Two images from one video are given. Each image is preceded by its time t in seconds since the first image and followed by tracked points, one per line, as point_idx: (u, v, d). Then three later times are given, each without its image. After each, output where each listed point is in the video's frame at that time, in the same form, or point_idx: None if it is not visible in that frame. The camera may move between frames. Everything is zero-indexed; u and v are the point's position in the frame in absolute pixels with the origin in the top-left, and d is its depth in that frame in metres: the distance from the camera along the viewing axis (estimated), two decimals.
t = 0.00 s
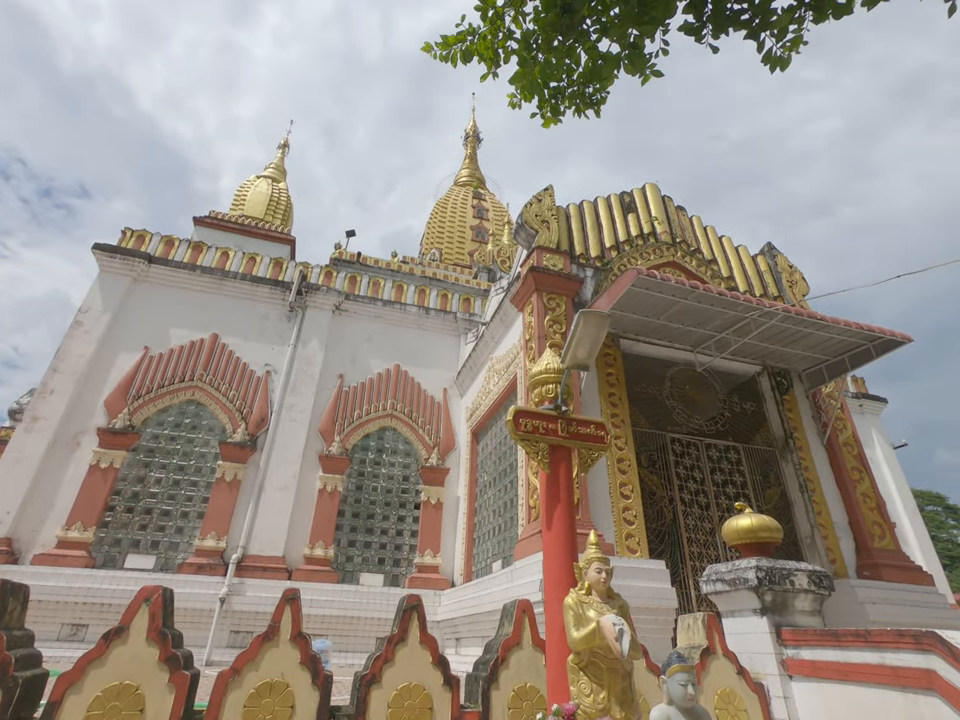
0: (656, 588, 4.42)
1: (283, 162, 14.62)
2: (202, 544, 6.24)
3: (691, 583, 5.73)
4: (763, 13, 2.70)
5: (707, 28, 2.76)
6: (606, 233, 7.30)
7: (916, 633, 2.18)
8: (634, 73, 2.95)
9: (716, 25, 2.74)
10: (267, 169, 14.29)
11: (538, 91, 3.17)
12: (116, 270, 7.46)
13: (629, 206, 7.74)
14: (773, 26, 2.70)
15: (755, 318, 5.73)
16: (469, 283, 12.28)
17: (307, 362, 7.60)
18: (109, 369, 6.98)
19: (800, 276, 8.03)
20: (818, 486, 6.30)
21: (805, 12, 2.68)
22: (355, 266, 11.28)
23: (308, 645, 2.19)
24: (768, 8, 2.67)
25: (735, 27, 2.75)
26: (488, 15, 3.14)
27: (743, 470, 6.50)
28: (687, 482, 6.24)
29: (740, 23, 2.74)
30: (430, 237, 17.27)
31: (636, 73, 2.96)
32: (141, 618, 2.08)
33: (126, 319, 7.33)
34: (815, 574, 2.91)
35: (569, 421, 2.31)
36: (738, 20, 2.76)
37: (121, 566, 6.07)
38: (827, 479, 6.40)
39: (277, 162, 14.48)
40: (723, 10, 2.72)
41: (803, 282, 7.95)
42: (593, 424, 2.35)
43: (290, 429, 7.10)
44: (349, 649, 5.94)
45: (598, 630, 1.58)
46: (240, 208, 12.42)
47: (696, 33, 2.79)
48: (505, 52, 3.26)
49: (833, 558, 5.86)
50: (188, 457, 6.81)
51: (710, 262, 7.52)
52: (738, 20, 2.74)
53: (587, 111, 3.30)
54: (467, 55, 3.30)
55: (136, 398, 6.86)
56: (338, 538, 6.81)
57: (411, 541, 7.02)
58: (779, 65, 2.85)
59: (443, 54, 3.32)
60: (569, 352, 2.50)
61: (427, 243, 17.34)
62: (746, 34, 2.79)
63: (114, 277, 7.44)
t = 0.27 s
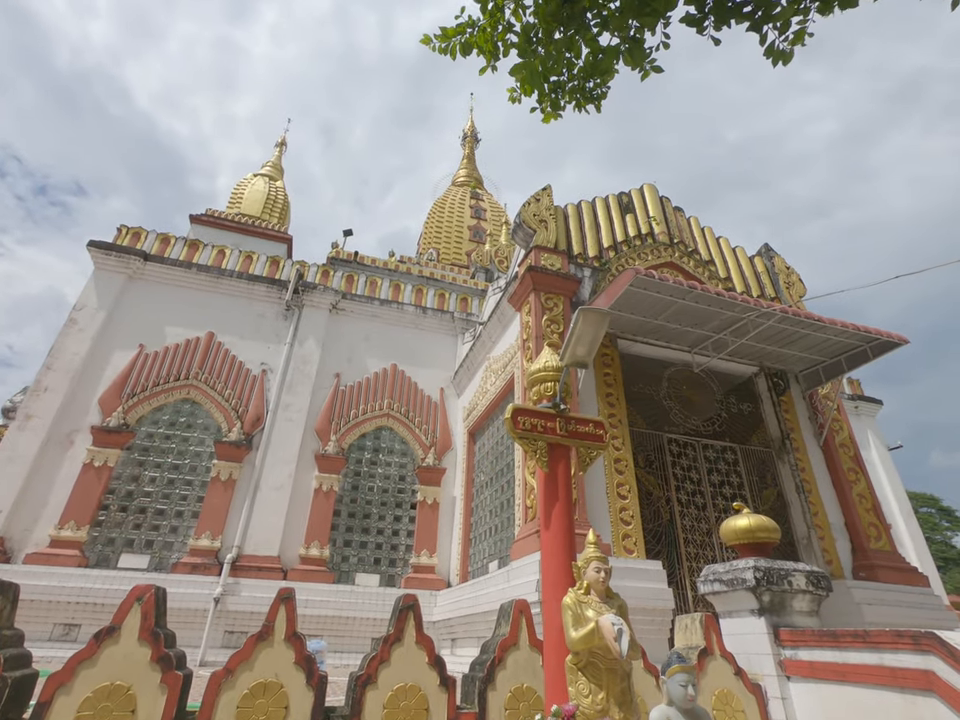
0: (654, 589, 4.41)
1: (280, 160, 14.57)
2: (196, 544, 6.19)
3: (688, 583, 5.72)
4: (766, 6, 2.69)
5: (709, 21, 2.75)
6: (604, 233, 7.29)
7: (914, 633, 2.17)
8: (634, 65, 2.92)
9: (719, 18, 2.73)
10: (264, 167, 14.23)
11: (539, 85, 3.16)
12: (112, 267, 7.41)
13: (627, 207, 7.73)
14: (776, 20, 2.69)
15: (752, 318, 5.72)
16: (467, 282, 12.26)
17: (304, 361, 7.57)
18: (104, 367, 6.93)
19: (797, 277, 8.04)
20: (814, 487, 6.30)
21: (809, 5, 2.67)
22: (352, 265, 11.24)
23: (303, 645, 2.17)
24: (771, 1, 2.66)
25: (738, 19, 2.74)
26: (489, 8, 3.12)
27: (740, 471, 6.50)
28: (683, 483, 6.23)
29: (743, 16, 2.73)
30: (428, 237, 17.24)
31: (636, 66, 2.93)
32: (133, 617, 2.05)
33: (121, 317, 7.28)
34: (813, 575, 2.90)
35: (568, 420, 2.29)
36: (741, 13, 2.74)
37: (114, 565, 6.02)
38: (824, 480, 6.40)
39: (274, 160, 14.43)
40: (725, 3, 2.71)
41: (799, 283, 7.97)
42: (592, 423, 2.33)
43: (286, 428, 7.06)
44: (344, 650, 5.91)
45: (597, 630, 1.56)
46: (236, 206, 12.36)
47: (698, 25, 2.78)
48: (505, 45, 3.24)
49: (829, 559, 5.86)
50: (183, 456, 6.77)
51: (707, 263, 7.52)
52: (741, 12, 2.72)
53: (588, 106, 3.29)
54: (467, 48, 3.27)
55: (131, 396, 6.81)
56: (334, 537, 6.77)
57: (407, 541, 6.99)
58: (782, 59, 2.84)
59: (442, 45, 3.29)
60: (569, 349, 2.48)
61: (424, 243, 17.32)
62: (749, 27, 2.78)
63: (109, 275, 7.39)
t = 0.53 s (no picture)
0: (651, 589, 4.40)
1: (278, 157, 14.52)
2: (191, 542, 6.15)
3: (684, 584, 5.71)
4: None
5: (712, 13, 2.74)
6: (603, 233, 7.28)
7: (913, 634, 2.17)
8: (635, 57, 2.90)
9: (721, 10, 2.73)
10: (262, 165, 14.18)
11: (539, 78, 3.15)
12: (108, 264, 7.37)
13: (625, 207, 7.71)
14: (780, 12, 2.69)
15: (750, 319, 5.71)
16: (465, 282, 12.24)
17: (301, 359, 7.55)
18: (99, 365, 6.89)
19: (795, 279, 8.05)
20: (811, 488, 6.29)
21: None
22: (350, 264, 11.21)
23: (298, 644, 2.15)
24: None
25: (741, 11, 2.73)
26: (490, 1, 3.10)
27: (737, 471, 6.50)
28: (681, 483, 6.23)
29: (745, 8, 2.73)
30: (426, 236, 17.22)
31: (637, 57, 2.91)
32: (125, 616, 2.02)
33: (117, 314, 7.24)
34: (811, 575, 2.89)
35: (566, 418, 2.28)
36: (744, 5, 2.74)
37: (108, 564, 5.98)
38: (821, 481, 6.40)
39: (272, 157, 14.38)
40: None
41: (797, 284, 7.98)
42: (591, 422, 2.32)
43: (282, 427, 7.03)
44: (339, 649, 5.89)
45: (595, 630, 1.55)
46: (234, 203, 12.32)
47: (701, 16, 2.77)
48: (505, 39, 3.22)
49: (826, 560, 5.86)
50: (178, 454, 6.73)
51: (705, 264, 7.52)
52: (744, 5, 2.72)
53: (588, 101, 3.29)
54: (467, 41, 3.25)
55: (126, 394, 6.77)
56: (330, 537, 6.74)
57: (404, 540, 6.97)
58: (786, 52, 2.84)
59: (442, 39, 3.28)
60: (566, 349, 2.41)
61: (423, 242, 17.30)
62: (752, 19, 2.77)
63: (105, 272, 7.34)
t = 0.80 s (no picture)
0: (646, 587, 4.39)
1: (275, 153, 14.44)
2: (185, 539, 6.12)
3: (680, 581, 5.71)
4: None
5: None
6: (600, 230, 7.26)
7: (910, 632, 2.16)
8: (637, 42, 2.87)
9: None
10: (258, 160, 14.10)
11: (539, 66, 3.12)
12: (101, 258, 7.30)
13: (623, 205, 7.68)
14: None
15: (747, 317, 5.71)
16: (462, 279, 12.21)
17: (296, 355, 7.51)
18: (92, 359, 6.83)
19: (792, 278, 8.06)
20: (806, 487, 6.29)
21: None
22: (347, 260, 11.16)
23: (292, 640, 2.13)
24: None
25: None
26: None
27: (733, 470, 6.51)
28: (677, 481, 6.23)
29: None
30: (423, 233, 17.17)
31: (639, 41, 2.88)
32: (116, 611, 2.00)
33: (111, 309, 7.18)
34: (807, 573, 2.89)
35: (564, 414, 2.26)
36: None
37: (101, 560, 5.93)
38: (816, 479, 6.41)
39: (269, 152, 14.30)
40: None
41: (794, 284, 7.99)
42: (589, 417, 2.30)
43: (277, 423, 6.99)
44: (334, 646, 5.87)
45: (593, 627, 1.54)
46: (230, 198, 12.25)
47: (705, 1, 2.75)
48: (506, 28, 3.20)
49: (821, 559, 5.87)
50: (173, 450, 6.69)
51: (703, 262, 7.52)
52: None
53: (589, 92, 3.27)
54: (467, 29, 3.23)
55: (120, 389, 6.72)
56: (324, 533, 6.71)
57: (399, 537, 6.94)
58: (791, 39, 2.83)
59: (442, 27, 3.25)
60: (565, 344, 2.40)
61: (419, 239, 17.25)
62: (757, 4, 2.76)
63: (99, 266, 7.28)
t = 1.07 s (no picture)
0: (643, 583, 4.39)
1: (272, 147, 14.36)
2: (180, 534, 6.09)
3: (675, 578, 5.73)
4: None
5: None
6: (599, 227, 7.24)
7: (907, 629, 2.16)
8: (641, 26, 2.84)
9: None
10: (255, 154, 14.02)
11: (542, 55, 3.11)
12: (96, 251, 7.25)
13: (621, 202, 7.65)
14: None
15: (745, 315, 5.71)
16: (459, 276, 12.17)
17: (293, 350, 7.47)
18: (86, 353, 6.78)
19: (789, 276, 8.07)
20: (802, 485, 6.31)
21: None
22: (344, 256, 11.11)
23: (287, 634, 2.11)
24: None
25: None
26: None
27: (729, 467, 6.52)
28: (673, 478, 6.23)
29: None
30: (420, 230, 17.13)
31: (643, 26, 2.85)
32: (110, 605, 1.98)
33: (105, 302, 7.13)
34: (803, 570, 2.89)
35: (562, 409, 2.24)
36: None
37: (94, 554, 5.90)
38: (811, 478, 6.42)
39: (266, 147, 14.22)
40: None
41: (791, 282, 7.99)
42: (587, 412, 2.28)
43: (273, 418, 6.96)
44: (329, 642, 5.86)
45: (591, 622, 1.53)
46: (226, 192, 12.17)
47: None
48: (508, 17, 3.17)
49: (815, 556, 5.89)
50: (167, 444, 6.65)
51: (700, 260, 7.51)
52: None
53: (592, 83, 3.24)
54: (468, 18, 3.20)
55: (115, 383, 6.68)
56: (320, 529, 6.69)
57: (395, 533, 6.93)
58: (798, 25, 2.81)
59: (443, 14, 3.22)
60: (565, 338, 2.39)
61: (417, 235, 17.21)
62: None
63: (94, 259, 7.22)
